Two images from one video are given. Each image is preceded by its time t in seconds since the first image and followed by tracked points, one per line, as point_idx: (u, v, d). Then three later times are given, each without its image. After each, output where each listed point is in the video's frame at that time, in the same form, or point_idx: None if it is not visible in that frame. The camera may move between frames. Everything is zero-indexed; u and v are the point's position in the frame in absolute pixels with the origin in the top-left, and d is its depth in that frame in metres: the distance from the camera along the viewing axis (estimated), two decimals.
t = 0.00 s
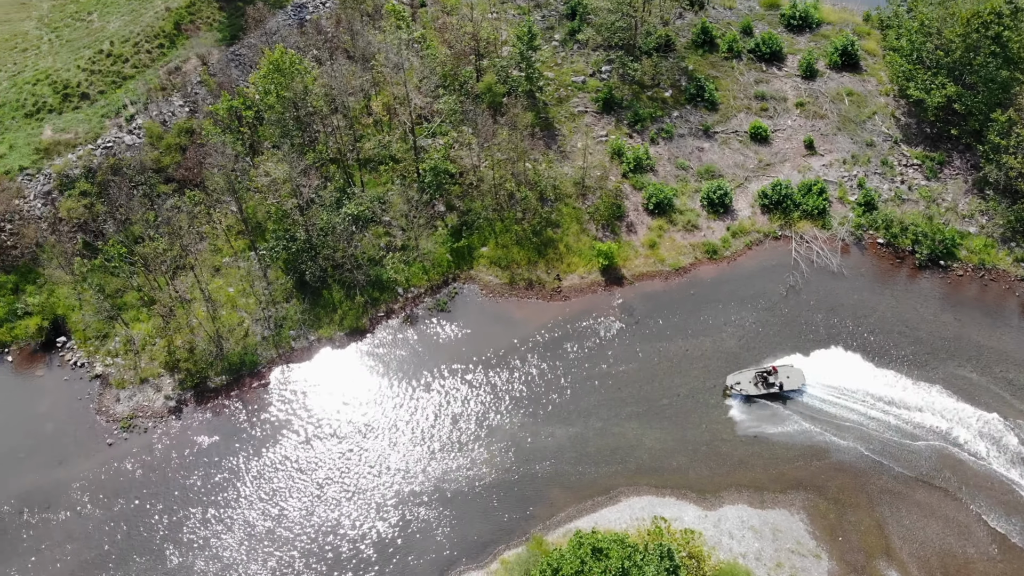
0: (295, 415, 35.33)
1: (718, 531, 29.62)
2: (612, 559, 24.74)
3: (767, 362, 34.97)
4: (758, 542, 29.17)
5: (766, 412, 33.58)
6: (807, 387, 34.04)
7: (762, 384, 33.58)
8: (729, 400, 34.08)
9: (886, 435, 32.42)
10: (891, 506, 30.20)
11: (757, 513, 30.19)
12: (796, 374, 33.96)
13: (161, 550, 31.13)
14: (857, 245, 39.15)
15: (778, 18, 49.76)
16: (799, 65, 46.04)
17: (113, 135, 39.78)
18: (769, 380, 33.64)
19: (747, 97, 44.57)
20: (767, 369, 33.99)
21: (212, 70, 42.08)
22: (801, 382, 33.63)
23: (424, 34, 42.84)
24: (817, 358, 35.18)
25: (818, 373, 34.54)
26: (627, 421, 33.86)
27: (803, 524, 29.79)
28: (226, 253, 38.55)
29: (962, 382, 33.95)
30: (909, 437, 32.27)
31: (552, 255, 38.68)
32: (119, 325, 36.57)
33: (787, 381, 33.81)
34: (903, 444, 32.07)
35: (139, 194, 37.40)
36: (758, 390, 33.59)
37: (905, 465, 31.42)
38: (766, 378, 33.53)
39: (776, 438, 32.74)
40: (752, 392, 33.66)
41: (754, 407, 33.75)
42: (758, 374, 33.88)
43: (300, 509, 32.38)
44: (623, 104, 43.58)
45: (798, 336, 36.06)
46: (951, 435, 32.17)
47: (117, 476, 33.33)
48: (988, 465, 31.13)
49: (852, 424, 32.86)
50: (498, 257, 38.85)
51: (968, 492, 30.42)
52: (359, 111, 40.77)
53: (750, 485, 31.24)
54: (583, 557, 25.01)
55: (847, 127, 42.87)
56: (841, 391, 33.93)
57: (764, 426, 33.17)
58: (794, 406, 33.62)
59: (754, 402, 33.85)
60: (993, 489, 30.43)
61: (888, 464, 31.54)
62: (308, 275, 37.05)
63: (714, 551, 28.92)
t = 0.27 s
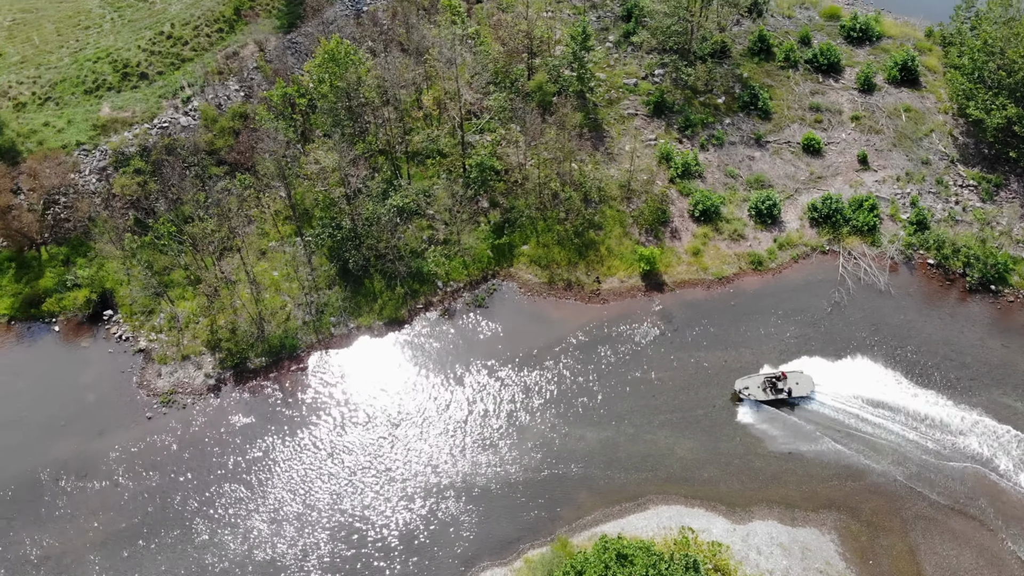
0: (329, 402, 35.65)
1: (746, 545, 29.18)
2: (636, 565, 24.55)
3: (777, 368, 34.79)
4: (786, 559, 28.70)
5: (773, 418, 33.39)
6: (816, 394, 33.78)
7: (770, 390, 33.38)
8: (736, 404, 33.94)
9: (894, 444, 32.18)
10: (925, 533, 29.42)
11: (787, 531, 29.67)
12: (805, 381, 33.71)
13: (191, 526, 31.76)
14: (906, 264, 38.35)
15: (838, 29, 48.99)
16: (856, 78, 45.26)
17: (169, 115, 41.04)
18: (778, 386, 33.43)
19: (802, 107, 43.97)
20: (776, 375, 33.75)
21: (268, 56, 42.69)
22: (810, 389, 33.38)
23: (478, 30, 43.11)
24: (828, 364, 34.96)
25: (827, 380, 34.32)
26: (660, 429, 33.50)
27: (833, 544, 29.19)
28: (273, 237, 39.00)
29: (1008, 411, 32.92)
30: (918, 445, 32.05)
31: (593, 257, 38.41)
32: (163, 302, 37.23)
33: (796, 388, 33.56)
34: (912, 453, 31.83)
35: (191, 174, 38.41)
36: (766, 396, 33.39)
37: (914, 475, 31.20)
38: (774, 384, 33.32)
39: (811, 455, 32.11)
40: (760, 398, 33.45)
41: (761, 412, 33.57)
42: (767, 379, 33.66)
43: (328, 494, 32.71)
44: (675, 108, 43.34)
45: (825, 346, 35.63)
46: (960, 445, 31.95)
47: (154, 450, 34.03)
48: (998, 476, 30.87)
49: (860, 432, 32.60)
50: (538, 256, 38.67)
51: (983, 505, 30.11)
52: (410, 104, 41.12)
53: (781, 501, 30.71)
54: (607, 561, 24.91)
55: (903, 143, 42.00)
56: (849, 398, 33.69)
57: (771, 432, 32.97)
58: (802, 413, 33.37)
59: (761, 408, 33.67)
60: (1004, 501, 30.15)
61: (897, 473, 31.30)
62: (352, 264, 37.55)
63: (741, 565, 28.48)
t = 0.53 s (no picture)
0: (363, 390, 36.06)
1: (773, 562, 28.75)
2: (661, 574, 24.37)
3: (786, 373, 34.74)
4: None
5: (783, 424, 33.28)
6: (827, 401, 33.60)
7: (780, 396, 33.31)
8: (745, 408, 33.86)
9: (905, 454, 31.93)
10: (960, 563, 28.63)
11: (817, 550, 29.15)
12: (816, 388, 33.60)
13: (220, 503, 32.35)
14: (956, 287, 37.46)
15: (898, 43, 48.06)
16: (915, 94, 44.43)
17: (224, 99, 41.59)
18: (788, 393, 33.38)
19: (858, 121, 43.27)
20: (786, 381, 33.69)
21: (324, 46, 43.45)
22: (820, 397, 33.27)
23: (533, 29, 43.14)
24: (841, 372, 34.79)
25: (839, 388, 34.13)
26: (692, 439, 33.09)
27: (863, 567, 28.58)
28: (319, 224, 39.48)
29: None
30: (928, 456, 31.79)
31: (634, 261, 38.24)
32: (209, 281, 37.93)
33: (806, 395, 33.45)
34: (923, 464, 31.57)
35: (242, 158, 39.17)
36: (776, 402, 33.33)
37: (924, 485, 30.95)
38: (784, 390, 33.27)
39: (846, 475, 31.48)
40: (769, 403, 33.40)
41: (770, 418, 33.47)
42: (777, 385, 33.60)
43: (356, 481, 33.03)
44: (727, 116, 43.01)
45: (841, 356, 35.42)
46: (971, 457, 31.70)
47: (190, 426, 34.69)
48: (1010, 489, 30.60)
49: (870, 442, 32.37)
50: (579, 257, 38.53)
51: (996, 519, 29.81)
52: (461, 100, 41.57)
53: (812, 520, 30.16)
54: (631, 568, 24.77)
55: (959, 164, 41.10)
56: (860, 406, 33.47)
57: (781, 438, 32.84)
58: (811, 420, 33.21)
59: (771, 413, 33.58)
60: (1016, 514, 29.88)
61: (908, 484, 31.06)
62: (394, 255, 37.80)
63: None
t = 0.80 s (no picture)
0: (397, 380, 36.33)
1: None
2: None
3: (799, 381, 34.55)
4: None
5: (793, 431, 33.10)
6: (838, 410, 33.43)
7: (792, 403, 33.16)
8: (756, 413, 33.80)
9: (916, 464, 31.72)
10: None
11: (847, 572, 28.63)
12: (828, 396, 33.42)
13: (250, 483, 33.05)
14: (1006, 313, 36.47)
15: (961, 61, 46.93)
16: (976, 113, 43.41)
17: (280, 86, 42.34)
18: (799, 400, 33.19)
19: (914, 138, 42.38)
20: (798, 388, 33.48)
21: (381, 37, 44.04)
22: (832, 405, 33.10)
23: (588, 29, 43.17)
24: (855, 381, 34.54)
25: (851, 397, 33.95)
26: (726, 452, 32.66)
27: None
28: (365, 214, 39.74)
29: None
30: (939, 468, 31.57)
31: (677, 268, 37.95)
32: (255, 264, 38.50)
33: (818, 402, 33.29)
34: (933, 475, 31.36)
35: (294, 144, 39.74)
36: (787, 409, 33.18)
37: (934, 497, 30.75)
38: (796, 397, 33.08)
39: (881, 498, 30.84)
40: (780, 410, 33.25)
41: (781, 425, 33.29)
42: (788, 392, 33.42)
43: (385, 470, 33.42)
44: (780, 126, 42.46)
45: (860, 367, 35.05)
46: (983, 469, 31.43)
47: (227, 405, 35.34)
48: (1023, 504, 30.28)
49: (881, 452, 32.18)
50: (621, 261, 38.29)
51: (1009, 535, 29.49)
52: (512, 97, 41.42)
53: (843, 541, 29.60)
54: None
55: (1018, 187, 40.05)
56: (872, 416, 33.29)
57: (792, 445, 32.69)
58: (822, 428, 33.00)
59: (782, 420, 33.41)
60: None
61: (918, 495, 30.84)
62: (436, 248, 38.01)
63: None
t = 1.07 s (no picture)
0: (431, 371, 36.55)
1: None
2: None
3: (811, 389, 34.34)
4: None
5: (803, 438, 32.95)
6: (850, 418, 33.22)
7: (803, 410, 33.03)
8: (766, 420, 33.58)
9: (927, 475, 31.51)
10: None
11: None
12: (839, 405, 33.24)
13: (281, 464, 33.69)
14: None
15: None
16: None
17: (334, 75, 42.77)
18: (811, 407, 33.03)
19: (973, 159, 41.30)
20: (810, 396, 33.33)
21: (437, 31, 44.08)
22: (844, 414, 32.93)
23: (644, 31, 43.04)
24: (870, 390, 34.25)
25: (865, 406, 33.68)
26: (760, 466, 32.19)
27: None
28: (410, 206, 40.06)
29: None
30: (949, 479, 31.38)
31: (721, 277, 37.57)
32: (301, 249, 39.01)
33: (830, 411, 33.12)
34: (944, 486, 31.15)
35: (345, 134, 40.07)
36: (798, 416, 33.04)
37: (945, 508, 30.54)
38: (807, 405, 32.93)
39: (918, 525, 30.10)
40: (791, 417, 33.10)
41: (793, 432, 33.08)
42: (800, 399, 33.28)
43: (414, 461, 33.73)
44: (835, 138, 41.74)
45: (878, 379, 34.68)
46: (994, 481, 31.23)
47: (265, 386, 36.01)
48: None
49: (893, 462, 31.95)
50: (663, 266, 38.00)
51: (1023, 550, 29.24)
52: (562, 97, 41.39)
53: (875, 565, 28.99)
54: None
55: None
56: (883, 426, 33.08)
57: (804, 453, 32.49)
58: (833, 436, 32.82)
59: (793, 427, 33.22)
60: None
61: (929, 506, 30.63)
62: (479, 244, 38.12)
63: None
